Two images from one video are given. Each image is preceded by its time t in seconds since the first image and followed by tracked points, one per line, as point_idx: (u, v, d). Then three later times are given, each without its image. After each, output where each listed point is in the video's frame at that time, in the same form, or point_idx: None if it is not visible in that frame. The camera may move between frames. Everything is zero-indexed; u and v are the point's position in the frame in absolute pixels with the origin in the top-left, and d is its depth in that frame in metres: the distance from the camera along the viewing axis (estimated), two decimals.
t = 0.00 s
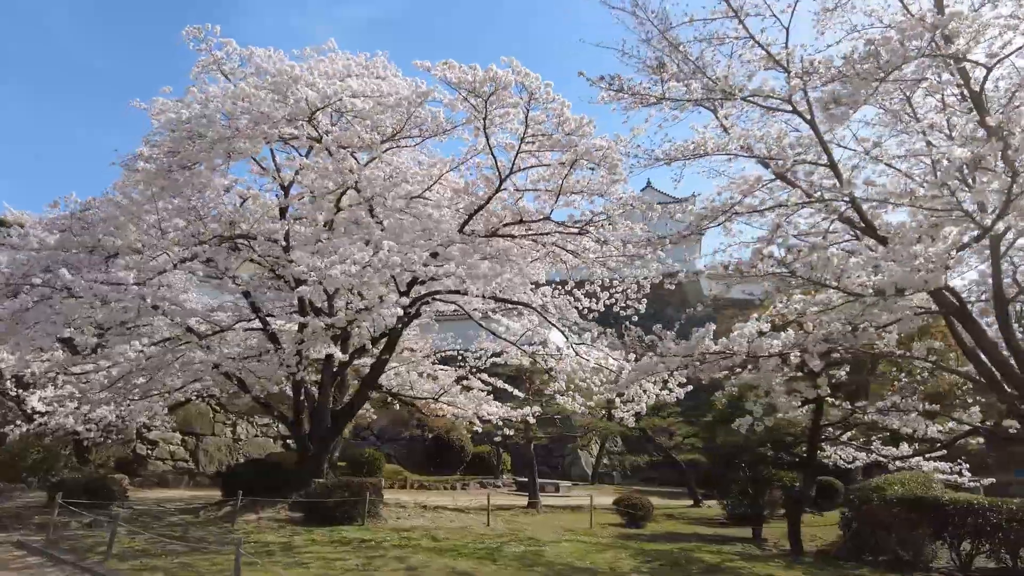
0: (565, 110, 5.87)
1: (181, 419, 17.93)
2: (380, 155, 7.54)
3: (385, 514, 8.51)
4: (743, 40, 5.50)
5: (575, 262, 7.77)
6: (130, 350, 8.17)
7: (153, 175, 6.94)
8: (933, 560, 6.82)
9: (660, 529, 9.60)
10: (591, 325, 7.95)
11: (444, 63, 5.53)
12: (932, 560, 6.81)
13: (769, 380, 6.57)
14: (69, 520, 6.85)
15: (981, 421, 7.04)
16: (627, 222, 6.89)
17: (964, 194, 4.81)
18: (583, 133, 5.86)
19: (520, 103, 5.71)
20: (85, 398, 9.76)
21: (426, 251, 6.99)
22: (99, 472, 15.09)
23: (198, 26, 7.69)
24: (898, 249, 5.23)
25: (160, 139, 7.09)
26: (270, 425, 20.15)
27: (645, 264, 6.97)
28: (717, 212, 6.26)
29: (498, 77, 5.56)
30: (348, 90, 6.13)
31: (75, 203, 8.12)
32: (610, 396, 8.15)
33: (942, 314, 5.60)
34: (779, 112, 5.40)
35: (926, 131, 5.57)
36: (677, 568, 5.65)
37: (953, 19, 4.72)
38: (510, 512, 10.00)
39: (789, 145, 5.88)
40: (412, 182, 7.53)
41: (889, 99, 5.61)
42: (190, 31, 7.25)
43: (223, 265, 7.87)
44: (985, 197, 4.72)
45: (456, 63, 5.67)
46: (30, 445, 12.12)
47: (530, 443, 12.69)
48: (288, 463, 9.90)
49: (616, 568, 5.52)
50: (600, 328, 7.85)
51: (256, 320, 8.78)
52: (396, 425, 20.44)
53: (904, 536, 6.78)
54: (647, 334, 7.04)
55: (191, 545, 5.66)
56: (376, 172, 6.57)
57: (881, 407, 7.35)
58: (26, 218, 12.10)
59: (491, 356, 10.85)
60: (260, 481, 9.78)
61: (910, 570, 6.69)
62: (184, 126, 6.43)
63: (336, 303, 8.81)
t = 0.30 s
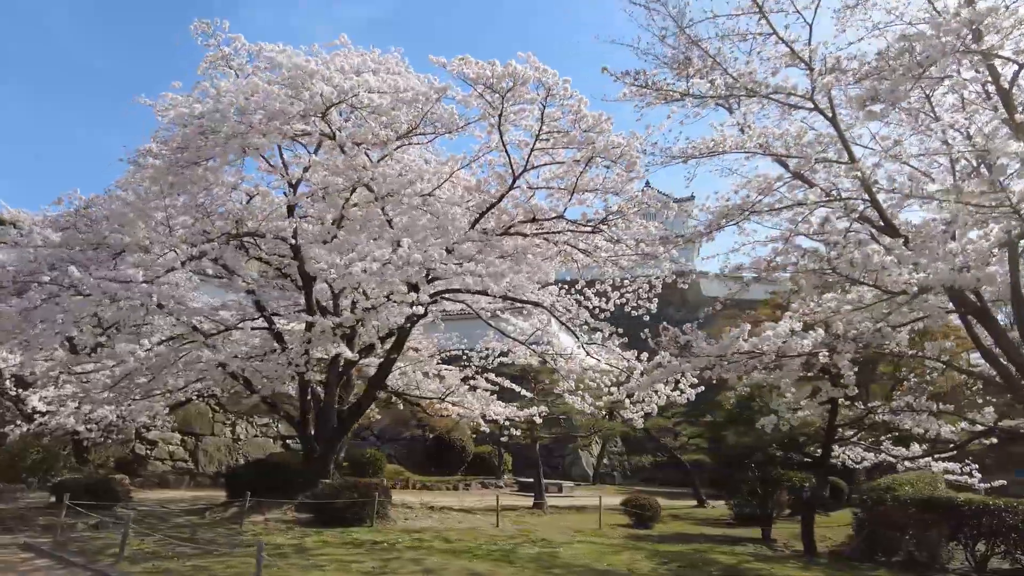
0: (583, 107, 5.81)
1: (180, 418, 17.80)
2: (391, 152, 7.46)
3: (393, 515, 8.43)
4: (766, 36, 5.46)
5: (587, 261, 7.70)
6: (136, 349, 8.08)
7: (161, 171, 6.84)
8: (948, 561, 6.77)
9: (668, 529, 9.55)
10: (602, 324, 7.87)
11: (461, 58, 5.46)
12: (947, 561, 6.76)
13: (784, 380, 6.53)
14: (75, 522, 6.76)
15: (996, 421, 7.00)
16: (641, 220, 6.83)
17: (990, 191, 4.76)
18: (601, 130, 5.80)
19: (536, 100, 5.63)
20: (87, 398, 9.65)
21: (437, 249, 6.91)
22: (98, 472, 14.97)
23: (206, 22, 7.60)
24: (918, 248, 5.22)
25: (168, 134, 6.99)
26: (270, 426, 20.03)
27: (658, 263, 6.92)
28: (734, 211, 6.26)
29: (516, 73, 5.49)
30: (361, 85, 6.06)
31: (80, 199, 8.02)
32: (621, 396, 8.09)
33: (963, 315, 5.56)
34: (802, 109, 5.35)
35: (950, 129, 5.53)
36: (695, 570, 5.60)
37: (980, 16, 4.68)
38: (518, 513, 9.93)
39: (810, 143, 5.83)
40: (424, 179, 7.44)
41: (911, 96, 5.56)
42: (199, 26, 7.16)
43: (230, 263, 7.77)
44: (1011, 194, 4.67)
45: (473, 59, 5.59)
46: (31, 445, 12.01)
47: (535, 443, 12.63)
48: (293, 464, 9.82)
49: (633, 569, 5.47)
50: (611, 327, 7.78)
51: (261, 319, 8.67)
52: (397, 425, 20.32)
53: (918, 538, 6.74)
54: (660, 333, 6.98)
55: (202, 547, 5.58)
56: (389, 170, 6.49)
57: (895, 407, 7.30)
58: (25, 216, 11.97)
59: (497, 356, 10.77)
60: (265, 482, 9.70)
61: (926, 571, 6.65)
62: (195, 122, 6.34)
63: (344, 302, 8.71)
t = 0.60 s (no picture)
0: (602, 104, 5.75)
1: (181, 419, 17.67)
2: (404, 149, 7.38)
3: (403, 517, 8.36)
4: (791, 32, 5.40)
5: (600, 260, 7.63)
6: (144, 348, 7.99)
7: (171, 167, 6.76)
8: (965, 563, 6.73)
9: (677, 530, 9.49)
10: (615, 324, 7.80)
11: (479, 53, 5.39)
12: (964, 563, 6.73)
13: (801, 380, 6.49)
14: (83, 524, 6.67)
15: (1013, 422, 6.96)
16: (656, 219, 6.77)
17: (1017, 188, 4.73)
18: (621, 127, 5.74)
19: (556, 96, 5.54)
20: (91, 397, 9.55)
21: (451, 248, 6.83)
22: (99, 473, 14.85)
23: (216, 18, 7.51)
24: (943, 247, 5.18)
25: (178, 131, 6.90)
26: (271, 426, 19.91)
27: (674, 262, 6.86)
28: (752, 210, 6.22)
29: (536, 68, 5.42)
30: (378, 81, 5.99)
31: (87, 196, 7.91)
32: (634, 397, 8.03)
33: (986, 316, 5.52)
34: (826, 106, 5.31)
35: (973, 126, 5.48)
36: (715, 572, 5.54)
37: (1010, 12, 4.65)
38: (527, 514, 9.86)
39: (831, 140, 5.79)
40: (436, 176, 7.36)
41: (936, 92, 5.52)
42: (209, 22, 7.08)
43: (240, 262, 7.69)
44: None
45: (492, 54, 5.51)
46: (32, 446, 11.89)
47: (541, 444, 12.56)
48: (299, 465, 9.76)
49: (652, 572, 5.42)
50: (624, 327, 7.71)
51: (270, 319, 8.57)
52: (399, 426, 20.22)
53: (936, 539, 6.72)
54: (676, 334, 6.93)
55: (216, 549, 5.51)
56: (404, 168, 6.42)
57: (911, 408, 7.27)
58: (27, 214, 11.85)
59: (505, 356, 10.69)
60: (272, 483, 9.63)
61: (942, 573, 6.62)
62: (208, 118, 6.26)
63: (352, 301, 8.63)
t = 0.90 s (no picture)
0: (617, 101, 5.72)
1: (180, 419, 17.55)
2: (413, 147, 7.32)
3: (410, 518, 8.29)
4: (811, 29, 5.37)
5: (609, 260, 7.58)
6: (148, 348, 7.89)
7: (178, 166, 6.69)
8: (977, 564, 6.71)
9: (685, 531, 9.45)
10: (625, 325, 7.74)
11: (493, 50, 5.35)
12: (976, 564, 6.70)
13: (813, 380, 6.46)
14: (89, 526, 6.59)
15: None
16: (668, 219, 6.71)
17: None
18: (636, 124, 5.69)
19: (571, 93, 5.48)
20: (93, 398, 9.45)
21: (461, 246, 6.79)
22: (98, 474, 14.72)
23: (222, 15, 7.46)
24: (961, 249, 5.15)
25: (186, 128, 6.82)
26: (270, 426, 19.79)
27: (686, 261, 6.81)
28: (765, 210, 6.19)
29: (551, 65, 5.38)
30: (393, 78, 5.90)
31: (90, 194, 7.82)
32: (643, 397, 7.97)
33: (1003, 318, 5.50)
34: (844, 105, 5.28)
35: (991, 124, 5.46)
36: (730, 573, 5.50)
37: None
38: (534, 515, 9.81)
39: (847, 139, 5.76)
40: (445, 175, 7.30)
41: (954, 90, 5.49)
42: (216, 18, 7.02)
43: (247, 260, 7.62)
44: None
45: (506, 51, 5.45)
46: (31, 447, 11.77)
47: (545, 444, 12.51)
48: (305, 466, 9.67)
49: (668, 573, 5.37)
50: (634, 327, 7.66)
51: (276, 318, 8.48)
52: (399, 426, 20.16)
53: (948, 540, 6.70)
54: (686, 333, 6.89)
55: (227, 551, 5.44)
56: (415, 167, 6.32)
57: (922, 408, 7.25)
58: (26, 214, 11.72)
59: (510, 356, 10.64)
60: (278, 485, 9.54)
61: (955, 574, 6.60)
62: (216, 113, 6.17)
63: (359, 301, 8.56)
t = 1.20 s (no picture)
0: (632, 97, 5.67)
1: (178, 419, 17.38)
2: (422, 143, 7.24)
3: (417, 518, 8.22)
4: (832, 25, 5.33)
5: (619, 258, 7.52)
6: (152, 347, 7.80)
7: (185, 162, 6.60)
8: (989, 564, 6.69)
9: (691, 531, 9.41)
10: (635, 324, 7.69)
11: (508, 44, 5.28)
12: (988, 564, 6.69)
13: (828, 378, 6.42)
14: (94, 528, 6.49)
15: None
16: (680, 217, 6.67)
17: None
18: (652, 121, 5.65)
19: (587, 89, 5.41)
20: (93, 397, 9.32)
21: (472, 244, 6.73)
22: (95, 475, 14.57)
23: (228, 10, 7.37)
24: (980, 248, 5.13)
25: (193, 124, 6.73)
26: (269, 427, 19.63)
27: (698, 260, 6.76)
28: (780, 207, 6.15)
29: (568, 60, 5.32)
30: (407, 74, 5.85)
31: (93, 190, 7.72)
32: (652, 396, 7.92)
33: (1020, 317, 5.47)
34: (862, 102, 5.26)
35: (1010, 121, 5.43)
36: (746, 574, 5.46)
37: None
38: (540, 516, 9.74)
39: (865, 136, 5.74)
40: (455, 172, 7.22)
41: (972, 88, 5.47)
42: (223, 13, 6.94)
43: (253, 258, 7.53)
44: None
45: (522, 46, 5.38)
46: (30, 447, 11.62)
47: (549, 444, 12.45)
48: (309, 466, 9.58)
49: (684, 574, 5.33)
50: (645, 326, 7.61)
51: (281, 317, 8.38)
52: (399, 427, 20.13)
53: (960, 540, 6.68)
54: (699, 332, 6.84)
55: (237, 553, 5.37)
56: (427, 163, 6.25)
57: (933, 406, 7.24)
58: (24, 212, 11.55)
59: (516, 355, 10.57)
60: (281, 485, 9.44)
61: (966, 574, 6.59)
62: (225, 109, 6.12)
63: (366, 298, 8.49)
